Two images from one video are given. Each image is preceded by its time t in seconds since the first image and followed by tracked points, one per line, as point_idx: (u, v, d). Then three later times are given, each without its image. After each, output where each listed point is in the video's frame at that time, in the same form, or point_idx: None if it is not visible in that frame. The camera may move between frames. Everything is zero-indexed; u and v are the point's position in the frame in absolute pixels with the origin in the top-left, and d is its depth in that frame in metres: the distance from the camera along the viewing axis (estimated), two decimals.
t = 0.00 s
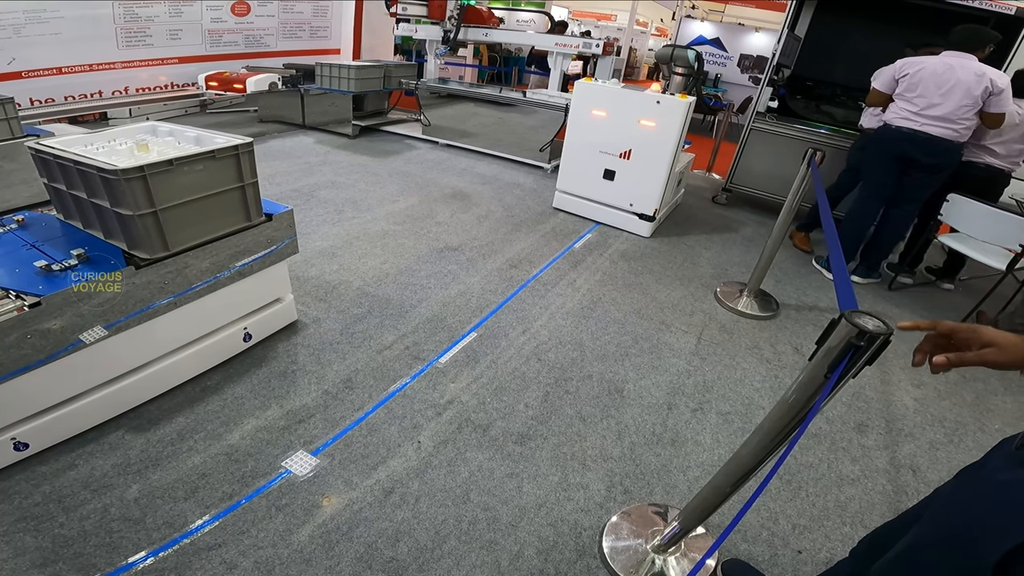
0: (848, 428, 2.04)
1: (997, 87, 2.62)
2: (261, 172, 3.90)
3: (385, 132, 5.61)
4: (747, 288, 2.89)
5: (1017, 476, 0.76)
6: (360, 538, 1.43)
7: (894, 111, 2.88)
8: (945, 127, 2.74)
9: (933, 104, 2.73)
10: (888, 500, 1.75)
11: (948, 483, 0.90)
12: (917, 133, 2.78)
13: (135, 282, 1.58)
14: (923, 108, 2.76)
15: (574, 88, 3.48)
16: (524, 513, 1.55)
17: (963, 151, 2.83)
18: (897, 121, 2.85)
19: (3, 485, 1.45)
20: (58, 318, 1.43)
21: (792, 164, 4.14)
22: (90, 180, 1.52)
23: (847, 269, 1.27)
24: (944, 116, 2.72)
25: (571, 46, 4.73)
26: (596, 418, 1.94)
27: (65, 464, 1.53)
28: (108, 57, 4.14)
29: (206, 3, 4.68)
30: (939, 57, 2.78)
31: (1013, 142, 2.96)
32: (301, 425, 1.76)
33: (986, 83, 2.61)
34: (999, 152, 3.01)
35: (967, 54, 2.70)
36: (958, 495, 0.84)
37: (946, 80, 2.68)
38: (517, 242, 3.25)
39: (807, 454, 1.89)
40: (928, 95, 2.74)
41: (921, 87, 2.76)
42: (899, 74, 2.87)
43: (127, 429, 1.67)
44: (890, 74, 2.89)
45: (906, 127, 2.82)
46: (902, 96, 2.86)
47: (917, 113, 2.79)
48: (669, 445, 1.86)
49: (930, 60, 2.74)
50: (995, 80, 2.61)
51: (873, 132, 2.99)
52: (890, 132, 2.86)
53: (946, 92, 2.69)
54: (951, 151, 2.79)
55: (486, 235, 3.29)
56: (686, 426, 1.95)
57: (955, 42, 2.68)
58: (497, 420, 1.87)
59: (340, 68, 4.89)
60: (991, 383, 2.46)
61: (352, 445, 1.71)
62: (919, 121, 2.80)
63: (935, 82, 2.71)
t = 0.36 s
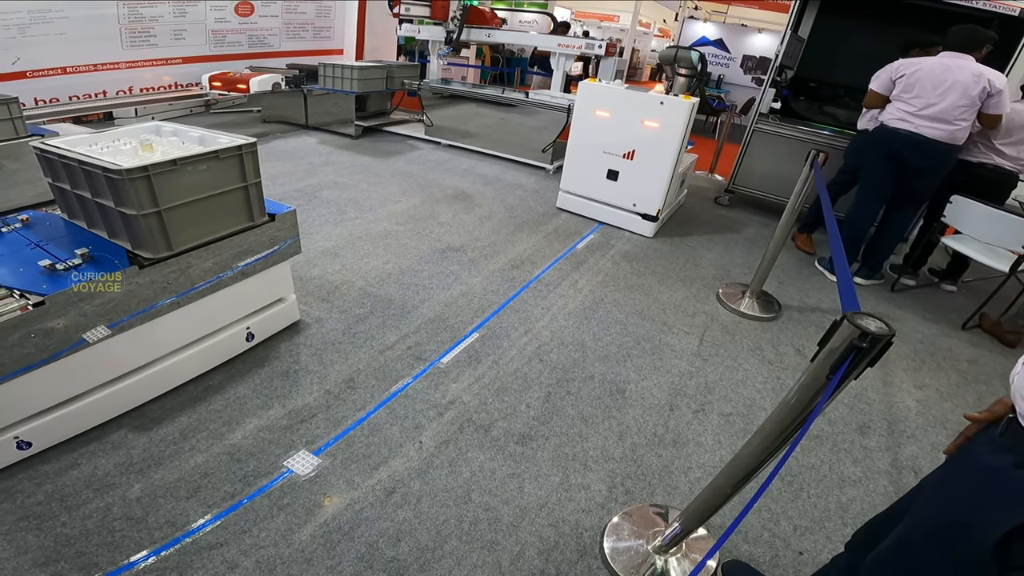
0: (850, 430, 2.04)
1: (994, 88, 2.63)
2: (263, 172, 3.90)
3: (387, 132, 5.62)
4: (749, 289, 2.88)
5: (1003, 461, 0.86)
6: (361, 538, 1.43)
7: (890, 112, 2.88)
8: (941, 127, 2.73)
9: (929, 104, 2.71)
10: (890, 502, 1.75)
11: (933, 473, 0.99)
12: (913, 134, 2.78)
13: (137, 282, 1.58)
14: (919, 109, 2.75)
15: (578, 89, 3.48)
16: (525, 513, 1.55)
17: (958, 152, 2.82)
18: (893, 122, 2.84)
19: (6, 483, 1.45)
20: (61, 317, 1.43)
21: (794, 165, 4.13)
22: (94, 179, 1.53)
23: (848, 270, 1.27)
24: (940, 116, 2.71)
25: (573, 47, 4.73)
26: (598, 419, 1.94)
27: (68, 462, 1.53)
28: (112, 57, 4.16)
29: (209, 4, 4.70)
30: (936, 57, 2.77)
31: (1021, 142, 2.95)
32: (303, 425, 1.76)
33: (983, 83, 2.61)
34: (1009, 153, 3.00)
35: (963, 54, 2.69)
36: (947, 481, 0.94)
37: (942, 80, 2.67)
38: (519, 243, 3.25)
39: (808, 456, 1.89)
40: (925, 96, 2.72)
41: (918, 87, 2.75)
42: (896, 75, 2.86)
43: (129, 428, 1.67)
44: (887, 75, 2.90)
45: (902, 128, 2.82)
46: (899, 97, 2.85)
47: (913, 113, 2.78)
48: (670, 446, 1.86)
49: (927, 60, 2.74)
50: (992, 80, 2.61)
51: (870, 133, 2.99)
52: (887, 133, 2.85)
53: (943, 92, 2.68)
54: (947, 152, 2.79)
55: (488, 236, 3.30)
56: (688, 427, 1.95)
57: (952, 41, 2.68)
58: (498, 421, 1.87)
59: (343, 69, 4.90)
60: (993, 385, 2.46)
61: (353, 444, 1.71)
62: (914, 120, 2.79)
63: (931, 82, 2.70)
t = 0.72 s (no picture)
0: (849, 433, 2.03)
1: (993, 91, 2.62)
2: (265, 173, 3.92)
3: (389, 134, 5.63)
4: (749, 291, 2.88)
5: (989, 436, 0.91)
6: (360, 539, 1.43)
7: (888, 115, 2.88)
8: (938, 130, 2.72)
9: (927, 107, 2.72)
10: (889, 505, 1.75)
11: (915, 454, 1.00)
12: (910, 137, 2.78)
13: (139, 282, 1.59)
14: (917, 111, 2.75)
15: (581, 92, 3.50)
16: (524, 515, 1.55)
17: (958, 155, 2.81)
18: (890, 125, 2.85)
19: (6, 482, 1.46)
20: (64, 316, 1.44)
21: (795, 168, 4.14)
22: (97, 180, 1.53)
23: (848, 274, 1.27)
24: (938, 118, 2.71)
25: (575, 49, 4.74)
26: (598, 421, 1.94)
27: (68, 462, 1.54)
28: (114, 57, 4.19)
29: (212, 5, 4.72)
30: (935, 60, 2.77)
31: None
32: (303, 426, 1.76)
33: (982, 85, 2.59)
34: (1011, 158, 3.00)
35: (964, 57, 2.68)
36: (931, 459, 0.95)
37: (941, 82, 2.67)
38: (520, 244, 3.25)
39: (808, 459, 1.89)
40: (923, 98, 2.73)
41: (916, 89, 2.75)
42: (895, 78, 2.88)
43: (129, 428, 1.68)
44: (886, 78, 2.91)
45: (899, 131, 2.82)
46: (897, 100, 2.86)
47: (911, 116, 2.78)
48: (670, 448, 1.86)
49: (926, 62, 2.74)
50: (992, 83, 2.61)
51: (869, 136, 2.99)
52: (885, 136, 2.86)
53: (942, 94, 2.68)
54: (947, 156, 2.80)
55: (489, 237, 3.30)
56: (688, 430, 1.95)
57: (949, 43, 2.69)
58: (498, 422, 1.87)
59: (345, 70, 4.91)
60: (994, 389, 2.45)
61: (353, 445, 1.72)
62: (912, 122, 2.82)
63: (930, 84, 2.70)
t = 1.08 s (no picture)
0: (846, 433, 2.04)
1: (992, 91, 2.62)
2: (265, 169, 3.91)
3: (389, 131, 5.62)
4: (748, 291, 2.88)
5: (962, 426, 0.90)
6: (357, 535, 1.43)
7: (887, 115, 2.89)
8: (937, 131, 2.73)
9: (926, 107, 2.72)
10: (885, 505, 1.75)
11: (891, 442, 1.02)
12: (909, 137, 2.79)
13: (137, 278, 1.59)
14: (915, 111, 2.76)
15: (582, 90, 3.49)
16: (521, 513, 1.56)
17: (957, 155, 2.81)
18: (889, 125, 2.85)
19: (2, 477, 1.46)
20: (61, 310, 1.44)
21: (795, 168, 4.14)
22: (95, 174, 1.53)
23: (846, 273, 1.26)
24: (937, 119, 2.71)
25: (576, 47, 4.73)
26: (595, 419, 1.94)
27: (63, 457, 1.54)
28: (114, 53, 4.18)
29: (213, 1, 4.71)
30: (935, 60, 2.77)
31: None
32: (301, 422, 1.76)
33: (981, 85, 2.59)
34: (1010, 159, 3.00)
35: (964, 57, 2.67)
36: (901, 446, 0.98)
37: (941, 82, 2.67)
38: (519, 242, 3.26)
39: (805, 458, 1.89)
40: (922, 99, 2.73)
41: (915, 90, 2.75)
42: (894, 78, 2.88)
43: (126, 423, 1.68)
44: (885, 78, 2.91)
45: (898, 131, 2.83)
46: (896, 100, 2.86)
47: (910, 116, 2.79)
48: (667, 447, 1.86)
49: (926, 62, 2.74)
50: (990, 83, 2.60)
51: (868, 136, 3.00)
52: (884, 136, 2.86)
53: (941, 94, 2.68)
54: (946, 157, 2.80)
55: (489, 235, 3.30)
56: (685, 428, 1.96)
57: (950, 44, 2.68)
58: (496, 419, 1.88)
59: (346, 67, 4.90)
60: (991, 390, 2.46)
61: (351, 441, 1.72)
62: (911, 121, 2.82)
63: (930, 84, 2.70)
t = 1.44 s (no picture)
0: (845, 432, 2.04)
1: (981, 88, 2.61)
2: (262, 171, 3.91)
3: (386, 132, 5.63)
4: (746, 291, 2.89)
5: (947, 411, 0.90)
6: (358, 538, 1.43)
7: (880, 115, 2.89)
8: (928, 129, 2.73)
9: (917, 106, 2.72)
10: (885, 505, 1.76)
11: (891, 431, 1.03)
12: (901, 136, 2.79)
13: (136, 281, 1.59)
14: (906, 110, 2.77)
15: (579, 92, 3.49)
16: (522, 514, 1.56)
17: (950, 154, 2.80)
18: (881, 125, 2.86)
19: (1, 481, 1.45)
20: (61, 313, 1.44)
21: (792, 168, 4.15)
22: (94, 177, 1.53)
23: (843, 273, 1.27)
24: (927, 117, 2.71)
25: (573, 48, 4.74)
26: (595, 420, 1.94)
27: (63, 461, 1.53)
28: (111, 55, 4.17)
29: (210, 3, 4.71)
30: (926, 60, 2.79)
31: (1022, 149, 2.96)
32: (300, 424, 1.76)
33: (969, 83, 2.60)
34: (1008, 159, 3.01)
35: (952, 56, 2.70)
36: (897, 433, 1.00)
37: (930, 81, 2.68)
38: (518, 243, 3.26)
39: (804, 458, 1.89)
40: (912, 97, 2.74)
41: (905, 88, 2.77)
42: (886, 78, 2.90)
43: (125, 427, 1.67)
44: (878, 79, 2.93)
45: (890, 131, 2.83)
46: (888, 100, 2.87)
47: (901, 115, 2.79)
48: (667, 447, 1.86)
49: (916, 62, 2.76)
50: (979, 81, 2.60)
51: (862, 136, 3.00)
52: (877, 136, 2.86)
53: (930, 92, 2.69)
54: (939, 157, 2.80)
55: (487, 236, 3.30)
56: (684, 429, 1.96)
57: (946, 44, 2.69)
58: (496, 421, 1.88)
59: (343, 69, 4.90)
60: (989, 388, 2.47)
61: (350, 444, 1.71)
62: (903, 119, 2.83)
63: (919, 83, 2.72)
